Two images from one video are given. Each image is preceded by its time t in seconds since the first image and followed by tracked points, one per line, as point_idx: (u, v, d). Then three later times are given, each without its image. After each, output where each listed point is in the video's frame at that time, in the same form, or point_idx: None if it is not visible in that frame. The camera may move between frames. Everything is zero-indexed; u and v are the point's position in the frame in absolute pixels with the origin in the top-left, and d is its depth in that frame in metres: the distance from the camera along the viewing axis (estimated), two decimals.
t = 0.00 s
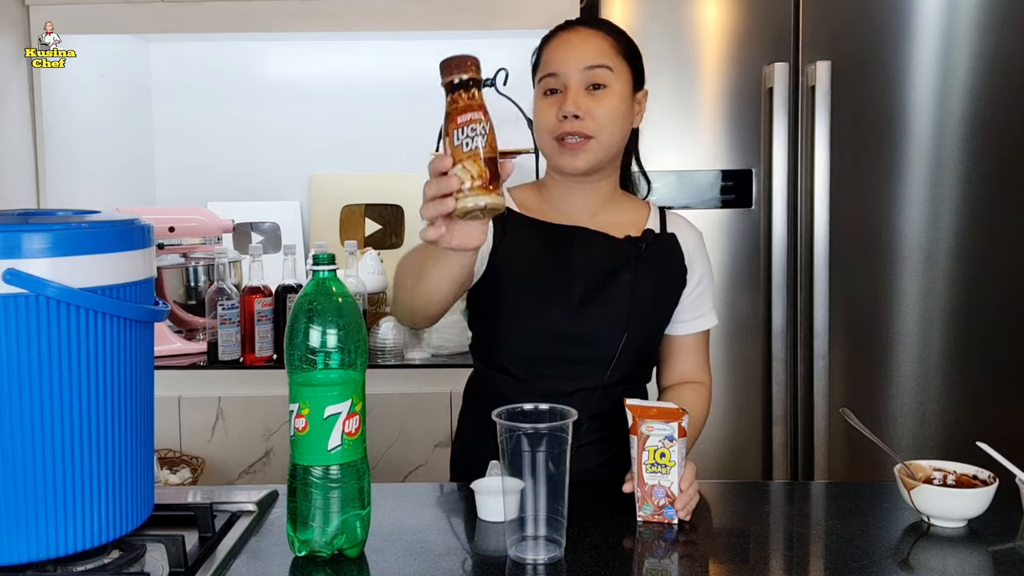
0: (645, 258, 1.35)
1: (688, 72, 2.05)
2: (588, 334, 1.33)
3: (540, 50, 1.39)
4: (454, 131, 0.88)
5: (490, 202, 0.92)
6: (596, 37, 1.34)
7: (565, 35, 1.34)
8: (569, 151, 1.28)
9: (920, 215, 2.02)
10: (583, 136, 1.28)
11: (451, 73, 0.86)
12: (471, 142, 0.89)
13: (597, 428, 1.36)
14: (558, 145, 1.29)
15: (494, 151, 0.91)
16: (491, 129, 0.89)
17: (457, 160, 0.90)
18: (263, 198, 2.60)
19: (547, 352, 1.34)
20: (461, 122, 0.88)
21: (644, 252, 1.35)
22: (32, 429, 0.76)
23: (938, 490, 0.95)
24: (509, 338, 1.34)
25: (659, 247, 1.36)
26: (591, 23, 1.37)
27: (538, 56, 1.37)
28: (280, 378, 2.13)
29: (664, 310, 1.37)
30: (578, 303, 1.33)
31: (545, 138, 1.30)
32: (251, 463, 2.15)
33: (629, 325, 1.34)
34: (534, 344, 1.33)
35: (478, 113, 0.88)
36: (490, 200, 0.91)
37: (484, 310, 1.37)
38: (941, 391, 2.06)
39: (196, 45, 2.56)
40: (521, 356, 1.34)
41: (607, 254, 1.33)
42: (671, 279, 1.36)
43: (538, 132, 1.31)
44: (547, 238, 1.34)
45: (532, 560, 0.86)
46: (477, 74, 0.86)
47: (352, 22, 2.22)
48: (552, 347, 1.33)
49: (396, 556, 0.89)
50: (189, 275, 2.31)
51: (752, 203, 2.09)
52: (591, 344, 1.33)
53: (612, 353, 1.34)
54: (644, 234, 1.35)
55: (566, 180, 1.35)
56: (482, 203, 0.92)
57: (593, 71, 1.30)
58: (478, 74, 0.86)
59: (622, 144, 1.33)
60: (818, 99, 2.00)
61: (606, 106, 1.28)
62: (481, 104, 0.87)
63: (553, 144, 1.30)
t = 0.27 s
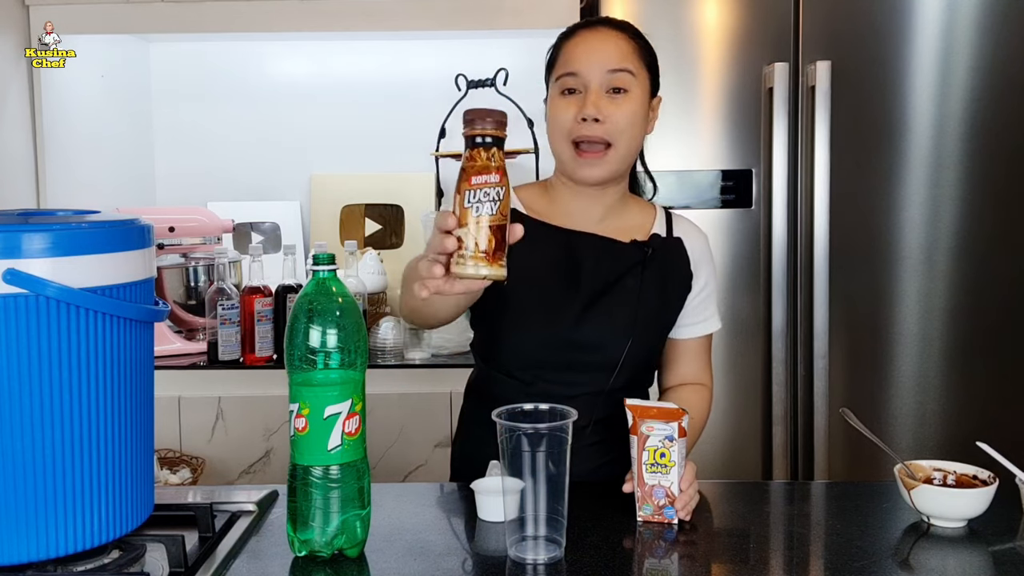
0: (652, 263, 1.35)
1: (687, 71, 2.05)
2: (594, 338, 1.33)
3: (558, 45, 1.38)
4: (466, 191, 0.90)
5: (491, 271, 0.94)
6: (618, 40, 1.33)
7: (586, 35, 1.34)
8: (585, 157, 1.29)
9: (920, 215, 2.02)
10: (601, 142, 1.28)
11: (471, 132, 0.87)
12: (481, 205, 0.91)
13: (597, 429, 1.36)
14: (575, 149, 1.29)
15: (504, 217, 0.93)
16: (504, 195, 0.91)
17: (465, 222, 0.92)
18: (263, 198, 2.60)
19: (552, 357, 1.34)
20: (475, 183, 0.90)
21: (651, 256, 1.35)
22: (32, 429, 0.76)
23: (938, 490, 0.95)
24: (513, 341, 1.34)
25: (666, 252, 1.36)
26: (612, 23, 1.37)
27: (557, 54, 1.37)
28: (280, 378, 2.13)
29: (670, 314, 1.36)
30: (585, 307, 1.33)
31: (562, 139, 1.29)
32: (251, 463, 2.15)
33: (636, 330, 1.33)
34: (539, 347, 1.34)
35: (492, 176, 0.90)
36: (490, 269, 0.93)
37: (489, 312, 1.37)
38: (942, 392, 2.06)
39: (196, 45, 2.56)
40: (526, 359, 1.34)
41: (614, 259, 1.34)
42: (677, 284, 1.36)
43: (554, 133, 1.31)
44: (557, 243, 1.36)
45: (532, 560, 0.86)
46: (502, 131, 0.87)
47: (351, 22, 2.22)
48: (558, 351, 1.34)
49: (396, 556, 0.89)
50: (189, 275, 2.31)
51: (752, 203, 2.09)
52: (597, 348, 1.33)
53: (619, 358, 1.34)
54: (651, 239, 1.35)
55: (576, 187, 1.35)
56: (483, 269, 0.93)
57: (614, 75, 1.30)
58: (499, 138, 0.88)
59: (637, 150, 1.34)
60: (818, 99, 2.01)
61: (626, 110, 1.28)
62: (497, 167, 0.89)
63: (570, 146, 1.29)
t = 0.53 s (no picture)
0: (655, 267, 1.34)
1: (688, 71, 2.05)
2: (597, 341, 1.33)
3: (561, 46, 1.38)
4: (472, 185, 0.90)
5: (498, 267, 0.93)
6: (620, 41, 1.33)
7: (588, 36, 1.33)
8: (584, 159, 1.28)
9: (920, 214, 2.02)
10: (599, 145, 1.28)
11: (477, 125, 0.88)
12: (487, 201, 0.91)
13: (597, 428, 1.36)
14: (574, 151, 1.29)
15: (511, 213, 0.93)
16: (511, 189, 0.91)
17: (471, 217, 0.92)
18: (263, 199, 2.60)
19: (554, 360, 1.34)
20: (480, 178, 0.90)
21: (655, 260, 1.35)
22: (32, 429, 0.76)
23: (938, 490, 0.95)
24: (516, 344, 1.35)
25: (669, 256, 1.36)
26: (615, 23, 1.36)
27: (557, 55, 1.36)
28: (280, 378, 2.13)
29: (674, 317, 1.36)
30: (589, 311, 1.33)
31: (562, 142, 1.29)
32: (251, 463, 2.15)
33: (640, 334, 1.33)
34: (541, 350, 1.34)
35: (498, 171, 0.90)
36: (498, 264, 0.93)
37: (491, 314, 1.37)
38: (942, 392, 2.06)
39: (196, 45, 2.56)
40: (528, 362, 1.34)
41: (617, 263, 1.34)
42: (680, 288, 1.36)
43: (554, 135, 1.30)
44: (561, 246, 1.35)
45: (532, 560, 0.86)
46: (507, 125, 0.88)
47: (351, 22, 2.22)
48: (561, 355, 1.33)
49: (396, 556, 0.89)
50: (190, 275, 2.31)
51: (752, 203, 2.09)
52: (600, 352, 1.33)
53: (622, 362, 1.33)
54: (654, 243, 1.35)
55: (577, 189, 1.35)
56: (490, 265, 0.93)
57: (614, 78, 1.30)
58: (506, 131, 0.88)
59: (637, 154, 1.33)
60: (818, 99, 2.01)
61: (626, 114, 1.28)
62: (504, 162, 0.89)
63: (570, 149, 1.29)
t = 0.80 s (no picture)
0: (656, 269, 1.34)
1: (688, 71, 2.05)
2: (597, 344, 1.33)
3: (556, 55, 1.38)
4: (472, 195, 0.90)
5: (502, 277, 0.93)
6: (612, 49, 1.32)
7: (580, 46, 1.33)
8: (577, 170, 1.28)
9: (920, 214, 2.02)
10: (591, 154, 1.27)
11: (476, 135, 0.88)
12: (488, 211, 0.91)
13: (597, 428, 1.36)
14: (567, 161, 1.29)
15: (513, 220, 0.93)
16: (511, 197, 0.91)
17: (474, 228, 0.92)
18: (263, 199, 2.60)
19: (555, 362, 1.34)
20: (481, 188, 0.90)
21: (655, 263, 1.34)
22: (32, 429, 0.76)
23: (938, 490, 0.95)
24: (516, 345, 1.35)
25: (670, 258, 1.35)
26: (608, 30, 1.36)
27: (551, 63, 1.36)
28: (280, 378, 2.13)
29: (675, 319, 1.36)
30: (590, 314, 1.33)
31: (554, 153, 1.29)
32: (251, 463, 2.15)
33: (641, 337, 1.33)
34: (543, 353, 1.34)
35: (499, 179, 0.90)
36: (502, 275, 0.93)
37: (492, 314, 1.37)
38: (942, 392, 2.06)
39: (196, 45, 2.56)
40: (529, 363, 1.34)
41: (618, 266, 1.33)
42: (681, 290, 1.35)
43: (548, 146, 1.30)
44: (563, 249, 1.35)
45: (532, 560, 0.86)
46: (506, 134, 0.87)
47: (351, 22, 2.22)
48: (562, 357, 1.33)
49: (396, 555, 0.89)
50: (190, 275, 2.31)
51: (752, 203, 2.09)
52: (601, 354, 1.33)
53: (623, 364, 1.34)
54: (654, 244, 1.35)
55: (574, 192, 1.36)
56: (494, 275, 0.93)
57: (605, 86, 1.29)
58: (504, 138, 0.88)
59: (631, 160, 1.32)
60: (818, 99, 2.01)
61: (616, 123, 1.27)
62: (504, 170, 0.90)
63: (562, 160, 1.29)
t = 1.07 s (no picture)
0: (654, 269, 1.35)
1: (688, 71, 2.05)
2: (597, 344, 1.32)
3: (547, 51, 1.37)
4: (467, 191, 0.90)
5: (496, 272, 0.93)
6: (605, 45, 1.32)
7: (572, 43, 1.33)
8: (574, 166, 1.29)
9: (920, 214, 2.02)
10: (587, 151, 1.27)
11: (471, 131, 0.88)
12: (483, 207, 0.91)
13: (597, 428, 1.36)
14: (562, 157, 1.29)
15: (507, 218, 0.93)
16: (505, 194, 0.91)
17: (468, 223, 0.92)
18: (263, 199, 2.60)
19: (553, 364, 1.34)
20: (475, 184, 0.90)
21: (653, 263, 1.35)
22: (32, 429, 0.76)
23: (938, 490, 0.95)
24: (516, 347, 1.34)
25: (666, 258, 1.36)
26: (600, 26, 1.35)
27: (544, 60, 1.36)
28: (280, 378, 2.13)
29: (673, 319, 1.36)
30: (589, 314, 1.33)
31: (550, 150, 1.29)
32: (251, 463, 2.15)
33: (641, 337, 1.33)
34: (542, 354, 1.34)
35: (493, 176, 0.90)
36: (495, 270, 0.93)
37: (490, 316, 1.37)
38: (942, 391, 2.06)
39: (195, 45, 2.56)
40: (528, 365, 1.34)
41: (617, 267, 1.34)
42: (678, 290, 1.36)
43: (542, 142, 1.30)
44: (560, 250, 1.35)
45: (532, 560, 0.86)
46: (502, 130, 0.87)
47: (351, 22, 2.22)
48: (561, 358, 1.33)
49: (396, 555, 0.89)
50: (190, 275, 2.30)
51: (752, 203, 2.09)
52: (599, 355, 1.33)
53: (622, 364, 1.33)
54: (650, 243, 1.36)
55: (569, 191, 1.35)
56: (487, 270, 0.93)
57: (600, 83, 1.29)
58: (499, 135, 0.88)
59: (626, 157, 1.32)
60: (818, 99, 2.01)
61: (613, 120, 1.27)
62: (498, 168, 0.89)
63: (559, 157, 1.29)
